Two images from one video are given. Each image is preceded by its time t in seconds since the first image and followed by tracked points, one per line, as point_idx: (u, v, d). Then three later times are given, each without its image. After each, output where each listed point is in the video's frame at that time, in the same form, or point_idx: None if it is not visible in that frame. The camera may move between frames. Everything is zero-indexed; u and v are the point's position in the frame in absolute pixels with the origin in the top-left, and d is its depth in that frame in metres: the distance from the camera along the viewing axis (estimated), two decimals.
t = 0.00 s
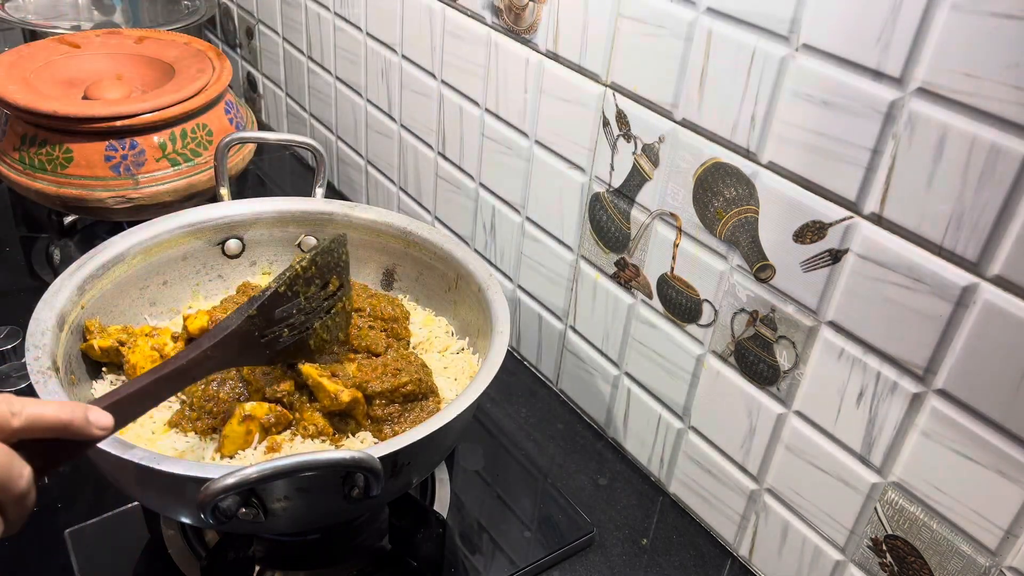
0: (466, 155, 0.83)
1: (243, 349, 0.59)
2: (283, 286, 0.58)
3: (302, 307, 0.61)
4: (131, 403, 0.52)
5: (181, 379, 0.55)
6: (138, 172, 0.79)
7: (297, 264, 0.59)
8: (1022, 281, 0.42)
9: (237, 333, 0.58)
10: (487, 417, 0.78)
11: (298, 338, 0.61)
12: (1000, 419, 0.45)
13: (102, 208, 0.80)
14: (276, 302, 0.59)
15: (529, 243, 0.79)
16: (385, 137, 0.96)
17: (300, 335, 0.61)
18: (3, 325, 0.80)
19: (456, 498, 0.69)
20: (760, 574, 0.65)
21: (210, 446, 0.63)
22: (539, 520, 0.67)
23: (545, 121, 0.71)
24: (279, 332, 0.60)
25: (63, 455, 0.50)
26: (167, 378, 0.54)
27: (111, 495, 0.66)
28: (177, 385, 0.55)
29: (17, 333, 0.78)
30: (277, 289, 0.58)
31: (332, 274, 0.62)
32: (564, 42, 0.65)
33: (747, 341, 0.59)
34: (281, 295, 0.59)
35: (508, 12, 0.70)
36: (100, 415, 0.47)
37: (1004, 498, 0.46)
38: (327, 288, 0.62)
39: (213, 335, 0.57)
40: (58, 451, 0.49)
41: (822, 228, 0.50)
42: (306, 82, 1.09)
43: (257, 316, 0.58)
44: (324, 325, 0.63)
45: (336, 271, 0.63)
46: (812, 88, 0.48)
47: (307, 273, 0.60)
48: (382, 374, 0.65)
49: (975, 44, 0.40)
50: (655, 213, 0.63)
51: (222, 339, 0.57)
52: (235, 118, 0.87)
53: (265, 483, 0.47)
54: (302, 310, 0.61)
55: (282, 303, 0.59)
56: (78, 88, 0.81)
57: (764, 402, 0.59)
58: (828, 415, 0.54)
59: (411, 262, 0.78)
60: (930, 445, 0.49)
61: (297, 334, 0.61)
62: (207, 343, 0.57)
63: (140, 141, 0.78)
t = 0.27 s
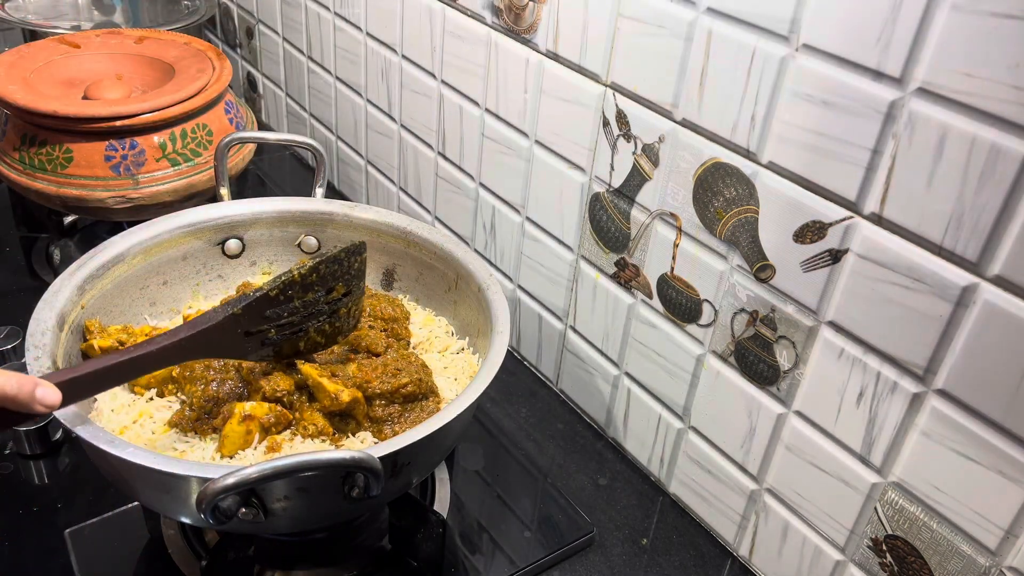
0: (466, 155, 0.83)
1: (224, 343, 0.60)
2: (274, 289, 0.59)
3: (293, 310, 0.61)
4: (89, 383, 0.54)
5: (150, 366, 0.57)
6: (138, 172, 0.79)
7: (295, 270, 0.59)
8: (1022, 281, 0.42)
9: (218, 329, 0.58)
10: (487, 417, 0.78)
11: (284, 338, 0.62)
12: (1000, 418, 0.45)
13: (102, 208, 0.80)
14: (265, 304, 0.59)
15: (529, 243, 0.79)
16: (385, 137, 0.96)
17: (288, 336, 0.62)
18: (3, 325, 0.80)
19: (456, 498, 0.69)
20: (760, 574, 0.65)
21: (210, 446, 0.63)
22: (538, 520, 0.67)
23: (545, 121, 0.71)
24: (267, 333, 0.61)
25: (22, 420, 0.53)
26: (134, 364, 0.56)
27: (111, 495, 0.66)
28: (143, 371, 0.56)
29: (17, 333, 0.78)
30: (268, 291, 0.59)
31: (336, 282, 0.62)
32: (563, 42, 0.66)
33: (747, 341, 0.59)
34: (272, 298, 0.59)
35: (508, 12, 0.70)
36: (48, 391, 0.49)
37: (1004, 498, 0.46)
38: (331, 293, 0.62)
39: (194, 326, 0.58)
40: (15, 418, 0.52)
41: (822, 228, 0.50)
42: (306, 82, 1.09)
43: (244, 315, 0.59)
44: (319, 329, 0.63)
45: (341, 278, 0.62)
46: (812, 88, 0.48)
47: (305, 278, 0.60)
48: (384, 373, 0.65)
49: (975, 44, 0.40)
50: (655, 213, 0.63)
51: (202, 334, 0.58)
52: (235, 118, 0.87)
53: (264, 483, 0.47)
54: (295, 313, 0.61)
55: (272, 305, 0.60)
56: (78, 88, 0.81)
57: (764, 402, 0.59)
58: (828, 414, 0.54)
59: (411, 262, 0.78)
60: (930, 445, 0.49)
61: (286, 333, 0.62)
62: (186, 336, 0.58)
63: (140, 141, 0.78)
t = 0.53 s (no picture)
0: (466, 155, 0.83)
1: (219, 288, 0.60)
2: (265, 235, 0.58)
3: (288, 258, 0.59)
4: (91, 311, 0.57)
5: (145, 302, 0.58)
6: (138, 172, 0.79)
7: (289, 217, 0.58)
8: (1022, 281, 0.42)
9: (212, 272, 0.58)
10: (487, 417, 0.78)
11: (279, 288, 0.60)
12: (1000, 418, 0.45)
13: (102, 208, 0.80)
14: (258, 249, 0.58)
15: (529, 242, 0.79)
16: (385, 137, 0.96)
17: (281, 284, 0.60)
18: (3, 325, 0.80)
19: (456, 498, 0.69)
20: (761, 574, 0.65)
21: (210, 446, 0.63)
22: (539, 520, 0.67)
23: (545, 121, 0.71)
24: (260, 279, 0.60)
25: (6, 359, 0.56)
26: (128, 300, 0.57)
27: (111, 495, 0.66)
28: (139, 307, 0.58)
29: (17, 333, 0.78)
30: (260, 237, 0.58)
31: (331, 232, 0.60)
32: (563, 41, 0.65)
33: (747, 341, 0.59)
34: (265, 246, 0.58)
35: (508, 12, 0.70)
36: (49, 326, 0.54)
37: (1004, 498, 0.46)
38: (323, 245, 0.60)
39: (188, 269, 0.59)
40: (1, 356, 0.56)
41: (822, 228, 0.50)
42: (306, 83, 1.09)
43: (236, 262, 0.58)
44: (313, 280, 0.61)
45: (336, 229, 0.60)
46: (812, 88, 0.48)
47: (299, 227, 0.59)
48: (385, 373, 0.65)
49: (975, 44, 0.40)
50: (655, 213, 0.63)
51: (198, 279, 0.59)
52: (235, 118, 0.87)
53: (265, 483, 0.47)
54: (288, 262, 0.60)
55: (266, 252, 0.59)
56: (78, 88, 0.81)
57: (764, 402, 0.59)
58: (828, 414, 0.54)
59: (411, 262, 0.78)
60: (930, 445, 0.49)
61: (279, 283, 0.60)
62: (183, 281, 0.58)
63: (140, 141, 0.78)
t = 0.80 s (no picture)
0: (466, 155, 0.83)
1: (193, 291, 0.65)
2: (238, 240, 0.65)
3: (255, 263, 0.67)
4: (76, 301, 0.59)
5: (127, 296, 0.62)
6: (138, 172, 0.79)
7: (257, 226, 0.66)
8: (1022, 281, 0.42)
9: (186, 274, 0.64)
10: (487, 417, 0.78)
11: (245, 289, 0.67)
12: (1000, 418, 0.45)
13: (102, 208, 0.80)
14: (230, 254, 0.65)
15: (529, 242, 0.79)
16: (385, 137, 0.96)
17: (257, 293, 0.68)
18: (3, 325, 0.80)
19: (456, 498, 0.69)
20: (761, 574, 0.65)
21: (210, 446, 0.63)
22: (538, 520, 0.67)
23: (545, 121, 0.71)
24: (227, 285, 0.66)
25: None
26: (113, 294, 0.61)
27: (111, 495, 0.66)
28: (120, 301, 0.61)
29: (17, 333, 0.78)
30: (233, 243, 0.65)
31: (297, 245, 0.69)
32: (563, 41, 0.65)
33: (747, 341, 0.59)
34: (236, 251, 0.65)
35: (507, 12, 0.70)
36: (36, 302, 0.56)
37: (1004, 498, 0.46)
38: (290, 255, 0.69)
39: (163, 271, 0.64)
40: None
41: (823, 228, 0.50)
42: (306, 82, 1.09)
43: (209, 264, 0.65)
44: (278, 288, 0.69)
45: (296, 241, 0.69)
46: (812, 88, 0.48)
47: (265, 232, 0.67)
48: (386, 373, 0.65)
49: (975, 44, 0.40)
50: (655, 213, 0.63)
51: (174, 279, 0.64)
52: (235, 118, 0.87)
53: (265, 483, 0.47)
54: (257, 268, 0.67)
55: (237, 257, 0.66)
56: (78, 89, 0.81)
57: (764, 402, 0.59)
58: (829, 414, 0.54)
59: (410, 262, 0.78)
60: (930, 445, 0.49)
61: (249, 290, 0.68)
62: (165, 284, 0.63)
63: (140, 141, 0.78)
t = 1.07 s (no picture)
0: (466, 155, 0.83)
1: (178, 369, 0.60)
2: (231, 313, 0.61)
3: (248, 340, 0.63)
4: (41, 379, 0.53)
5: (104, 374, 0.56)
6: (138, 172, 0.79)
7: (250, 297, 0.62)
8: (1022, 281, 0.42)
9: (173, 350, 0.59)
10: (487, 417, 0.78)
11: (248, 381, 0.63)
12: (1000, 418, 0.45)
13: (102, 208, 0.80)
14: (220, 326, 0.61)
15: (528, 243, 0.79)
16: (385, 138, 0.96)
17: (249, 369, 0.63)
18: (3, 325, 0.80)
19: (456, 498, 0.69)
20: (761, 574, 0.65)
21: (210, 448, 0.63)
22: (538, 520, 0.67)
23: (545, 121, 0.71)
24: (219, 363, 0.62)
25: None
26: (90, 372, 0.55)
27: (111, 495, 0.66)
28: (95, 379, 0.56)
29: (17, 333, 0.78)
30: (224, 315, 0.61)
31: (295, 319, 0.65)
32: (563, 41, 0.66)
33: (747, 341, 0.59)
34: (228, 323, 0.61)
35: (508, 12, 0.71)
36: None
37: (1004, 498, 0.46)
38: (288, 332, 0.65)
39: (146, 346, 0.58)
40: None
41: (822, 228, 0.50)
42: (306, 82, 1.09)
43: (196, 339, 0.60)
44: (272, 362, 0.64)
45: (294, 315, 0.65)
46: (812, 88, 0.48)
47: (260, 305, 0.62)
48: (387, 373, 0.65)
49: (975, 44, 0.40)
50: (655, 213, 0.63)
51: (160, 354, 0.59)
52: (235, 118, 0.87)
53: (265, 483, 0.47)
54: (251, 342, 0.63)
55: (227, 330, 0.61)
56: (78, 89, 0.81)
57: (764, 402, 0.59)
58: (829, 414, 0.54)
59: (411, 262, 0.78)
60: (930, 445, 0.49)
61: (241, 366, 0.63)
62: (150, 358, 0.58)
63: (140, 141, 0.78)
